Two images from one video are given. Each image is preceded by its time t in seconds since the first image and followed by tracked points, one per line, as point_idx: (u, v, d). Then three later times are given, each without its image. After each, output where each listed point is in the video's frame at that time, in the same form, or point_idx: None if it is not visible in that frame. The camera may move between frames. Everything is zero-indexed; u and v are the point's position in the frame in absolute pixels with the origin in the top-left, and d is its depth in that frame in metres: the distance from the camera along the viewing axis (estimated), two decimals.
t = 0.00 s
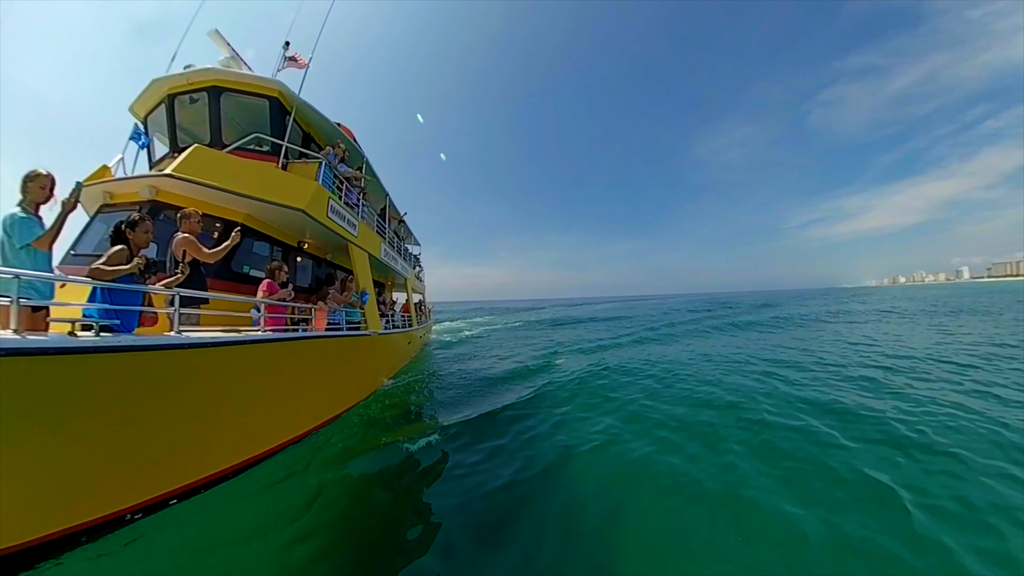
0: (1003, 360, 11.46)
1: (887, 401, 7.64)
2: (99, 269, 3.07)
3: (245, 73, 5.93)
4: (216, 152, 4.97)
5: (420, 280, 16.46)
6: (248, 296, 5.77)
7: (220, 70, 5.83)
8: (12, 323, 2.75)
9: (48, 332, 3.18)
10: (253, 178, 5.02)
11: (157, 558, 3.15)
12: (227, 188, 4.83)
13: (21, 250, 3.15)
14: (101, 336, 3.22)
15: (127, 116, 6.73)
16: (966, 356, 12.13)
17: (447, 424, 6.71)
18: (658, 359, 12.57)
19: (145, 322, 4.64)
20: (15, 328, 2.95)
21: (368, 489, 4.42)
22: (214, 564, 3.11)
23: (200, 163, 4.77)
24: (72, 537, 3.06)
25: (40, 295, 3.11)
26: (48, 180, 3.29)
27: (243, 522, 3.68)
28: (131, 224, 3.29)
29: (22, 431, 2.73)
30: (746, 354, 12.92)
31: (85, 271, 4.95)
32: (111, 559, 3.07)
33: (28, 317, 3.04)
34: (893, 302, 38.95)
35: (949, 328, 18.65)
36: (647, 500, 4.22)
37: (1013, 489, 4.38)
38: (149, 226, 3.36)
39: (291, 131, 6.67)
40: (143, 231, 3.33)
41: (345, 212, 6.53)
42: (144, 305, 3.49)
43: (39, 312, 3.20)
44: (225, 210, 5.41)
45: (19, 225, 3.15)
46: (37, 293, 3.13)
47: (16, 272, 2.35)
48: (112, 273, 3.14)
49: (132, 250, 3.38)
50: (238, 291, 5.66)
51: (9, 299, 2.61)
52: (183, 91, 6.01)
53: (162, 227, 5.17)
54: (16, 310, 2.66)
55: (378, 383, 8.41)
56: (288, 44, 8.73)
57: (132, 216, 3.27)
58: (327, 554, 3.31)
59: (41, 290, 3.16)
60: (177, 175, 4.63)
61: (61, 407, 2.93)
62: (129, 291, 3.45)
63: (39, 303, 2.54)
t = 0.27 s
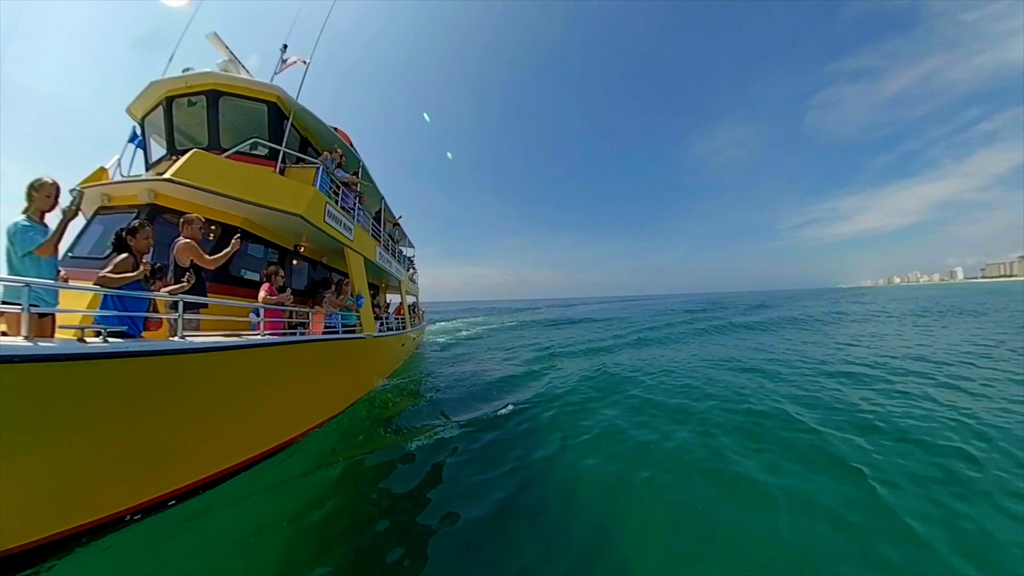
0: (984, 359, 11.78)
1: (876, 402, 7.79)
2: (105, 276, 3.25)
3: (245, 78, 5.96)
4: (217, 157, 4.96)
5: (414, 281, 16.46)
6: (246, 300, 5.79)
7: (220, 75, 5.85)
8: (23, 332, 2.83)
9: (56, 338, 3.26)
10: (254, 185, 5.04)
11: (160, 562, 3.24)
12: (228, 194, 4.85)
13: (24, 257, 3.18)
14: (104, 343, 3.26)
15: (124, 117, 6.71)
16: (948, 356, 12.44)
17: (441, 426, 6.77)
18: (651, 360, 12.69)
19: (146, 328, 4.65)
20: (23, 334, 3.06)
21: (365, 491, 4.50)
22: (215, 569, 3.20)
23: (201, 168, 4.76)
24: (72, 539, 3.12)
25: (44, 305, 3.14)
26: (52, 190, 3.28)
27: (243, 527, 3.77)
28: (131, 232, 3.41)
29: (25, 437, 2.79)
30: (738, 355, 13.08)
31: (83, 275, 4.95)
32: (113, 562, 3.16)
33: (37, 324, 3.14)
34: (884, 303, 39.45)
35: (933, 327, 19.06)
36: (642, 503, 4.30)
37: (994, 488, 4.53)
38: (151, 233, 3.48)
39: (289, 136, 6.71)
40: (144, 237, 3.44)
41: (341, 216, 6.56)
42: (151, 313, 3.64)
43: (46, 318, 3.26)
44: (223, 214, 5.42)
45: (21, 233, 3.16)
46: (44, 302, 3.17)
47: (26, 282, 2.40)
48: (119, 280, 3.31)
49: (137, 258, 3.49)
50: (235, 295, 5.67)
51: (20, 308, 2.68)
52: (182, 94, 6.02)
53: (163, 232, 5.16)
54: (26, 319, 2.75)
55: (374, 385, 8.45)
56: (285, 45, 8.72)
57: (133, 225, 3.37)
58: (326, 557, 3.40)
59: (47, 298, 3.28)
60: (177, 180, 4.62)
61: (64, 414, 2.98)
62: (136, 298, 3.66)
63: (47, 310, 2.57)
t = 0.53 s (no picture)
0: (969, 359, 12.02)
1: (865, 400, 7.92)
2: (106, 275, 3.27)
3: (243, 77, 5.96)
4: (216, 156, 4.95)
5: (408, 281, 16.44)
6: (242, 299, 5.78)
7: (220, 74, 5.86)
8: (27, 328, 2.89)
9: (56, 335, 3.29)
10: (253, 185, 5.05)
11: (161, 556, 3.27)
12: (226, 194, 4.86)
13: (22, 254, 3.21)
14: (100, 341, 3.26)
15: (120, 114, 6.67)
16: (934, 355, 12.67)
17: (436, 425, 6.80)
18: (645, 360, 12.77)
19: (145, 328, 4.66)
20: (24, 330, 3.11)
21: (361, 488, 4.55)
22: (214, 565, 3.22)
23: (200, 167, 4.75)
24: (67, 536, 3.13)
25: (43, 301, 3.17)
26: (51, 187, 3.24)
27: (242, 523, 3.80)
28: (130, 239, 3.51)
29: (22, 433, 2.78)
30: (730, 355, 13.19)
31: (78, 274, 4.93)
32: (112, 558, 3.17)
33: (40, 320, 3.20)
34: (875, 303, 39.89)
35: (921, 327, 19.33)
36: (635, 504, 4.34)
37: (983, 487, 4.61)
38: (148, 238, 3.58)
39: (286, 136, 6.72)
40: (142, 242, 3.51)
41: (338, 217, 6.58)
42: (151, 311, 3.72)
43: (45, 315, 3.29)
44: (220, 213, 5.43)
45: (17, 230, 3.17)
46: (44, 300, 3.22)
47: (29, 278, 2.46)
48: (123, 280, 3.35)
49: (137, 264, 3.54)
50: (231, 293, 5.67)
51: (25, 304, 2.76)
52: (179, 92, 6.00)
53: (161, 230, 5.16)
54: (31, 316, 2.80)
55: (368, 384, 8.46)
56: (283, 45, 8.71)
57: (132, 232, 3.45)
58: (325, 550, 3.43)
59: (46, 295, 3.36)
60: (176, 179, 4.61)
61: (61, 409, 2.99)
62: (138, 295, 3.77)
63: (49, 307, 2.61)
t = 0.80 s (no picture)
0: (959, 359, 12.14)
1: (856, 400, 8.00)
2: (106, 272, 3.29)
3: (240, 75, 5.96)
4: (214, 154, 4.94)
5: (403, 281, 16.40)
6: (236, 296, 5.77)
7: (216, 72, 5.85)
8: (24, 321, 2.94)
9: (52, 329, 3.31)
10: (250, 183, 5.05)
11: (154, 552, 3.28)
12: (223, 192, 4.85)
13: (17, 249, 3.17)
14: (93, 336, 3.26)
15: (115, 110, 6.64)
16: (926, 355, 12.79)
17: (430, 424, 6.81)
18: (640, 359, 12.81)
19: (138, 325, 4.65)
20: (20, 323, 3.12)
21: (356, 485, 4.59)
22: (209, 560, 3.25)
23: (196, 165, 4.74)
24: (61, 533, 3.15)
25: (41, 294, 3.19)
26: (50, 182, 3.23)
27: (237, 517, 3.84)
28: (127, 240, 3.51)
29: (12, 429, 2.77)
30: (724, 354, 13.26)
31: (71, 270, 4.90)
32: (107, 553, 3.19)
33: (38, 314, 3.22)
34: (869, 304, 40.17)
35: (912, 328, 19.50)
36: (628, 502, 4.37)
37: (972, 485, 4.67)
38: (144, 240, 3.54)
39: (282, 135, 6.71)
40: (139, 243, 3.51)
41: (333, 215, 6.58)
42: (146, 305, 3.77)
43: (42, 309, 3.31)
44: (217, 210, 5.43)
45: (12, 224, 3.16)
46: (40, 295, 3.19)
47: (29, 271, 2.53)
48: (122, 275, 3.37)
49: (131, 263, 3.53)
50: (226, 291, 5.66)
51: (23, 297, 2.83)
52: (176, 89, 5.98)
53: (155, 227, 5.15)
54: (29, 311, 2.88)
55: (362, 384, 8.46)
56: (280, 43, 8.68)
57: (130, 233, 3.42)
58: (319, 545, 3.47)
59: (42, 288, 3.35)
60: (173, 177, 4.60)
61: (51, 405, 2.98)
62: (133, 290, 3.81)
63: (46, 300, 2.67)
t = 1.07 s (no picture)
0: (947, 359, 12.34)
1: (846, 399, 8.10)
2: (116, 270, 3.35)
3: (236, 74, 5.94)
4: (210, 153, 4.92)
5: (396, 281, 16.36)
6: (231, 295, 5.75)
7: (212, 70, 5.83)
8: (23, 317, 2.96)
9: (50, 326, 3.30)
10: (246, 182, 5.05)
11: (150, 549, 3.30)
12: (219, 191, 4.84)
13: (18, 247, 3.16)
14: (87, 334, 3.24)
15: (109, 106, 6.59)
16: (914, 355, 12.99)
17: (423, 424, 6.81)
18: (633, 359, 12.87)
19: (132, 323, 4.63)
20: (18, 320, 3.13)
21: (350, 483, 4.62)
22: (205, 557, 3.26)
23: (193, 164, 4.72)
24: (55, 533, 3.14)
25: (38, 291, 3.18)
26: (53, 178, 3.17)
27: (232, 514, 3.86)
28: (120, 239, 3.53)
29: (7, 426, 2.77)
30: (717, 354, 13.35)
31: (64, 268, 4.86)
32: (102, 551, 3.20)
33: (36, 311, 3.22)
34: (860, 304, 40.53)
35: (901, 328, 19.76)
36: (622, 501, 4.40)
37: (959, 483, 4.76)
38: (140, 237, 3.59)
39: (277, 134, 6.70)
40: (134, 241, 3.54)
41: (327, 215, 6.56)
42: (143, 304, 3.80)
43: (39, 306, 3.30)
44: (211, 209, 5.41)
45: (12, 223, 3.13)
46: (37, 291, 3.17)
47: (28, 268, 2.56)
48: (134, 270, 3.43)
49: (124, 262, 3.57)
50: (219, 290, 5.63)
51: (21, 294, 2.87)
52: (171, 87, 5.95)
53: (149, 225, 5.12)
54: (26, 307, 2.96)
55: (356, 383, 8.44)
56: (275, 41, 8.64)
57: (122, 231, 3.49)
58: (315, 540, 3.51)
59: (39, 284, 3.34)
60: (169, 175, 4.57)
61: (47, 403, 2.99)
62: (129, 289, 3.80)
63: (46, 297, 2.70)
